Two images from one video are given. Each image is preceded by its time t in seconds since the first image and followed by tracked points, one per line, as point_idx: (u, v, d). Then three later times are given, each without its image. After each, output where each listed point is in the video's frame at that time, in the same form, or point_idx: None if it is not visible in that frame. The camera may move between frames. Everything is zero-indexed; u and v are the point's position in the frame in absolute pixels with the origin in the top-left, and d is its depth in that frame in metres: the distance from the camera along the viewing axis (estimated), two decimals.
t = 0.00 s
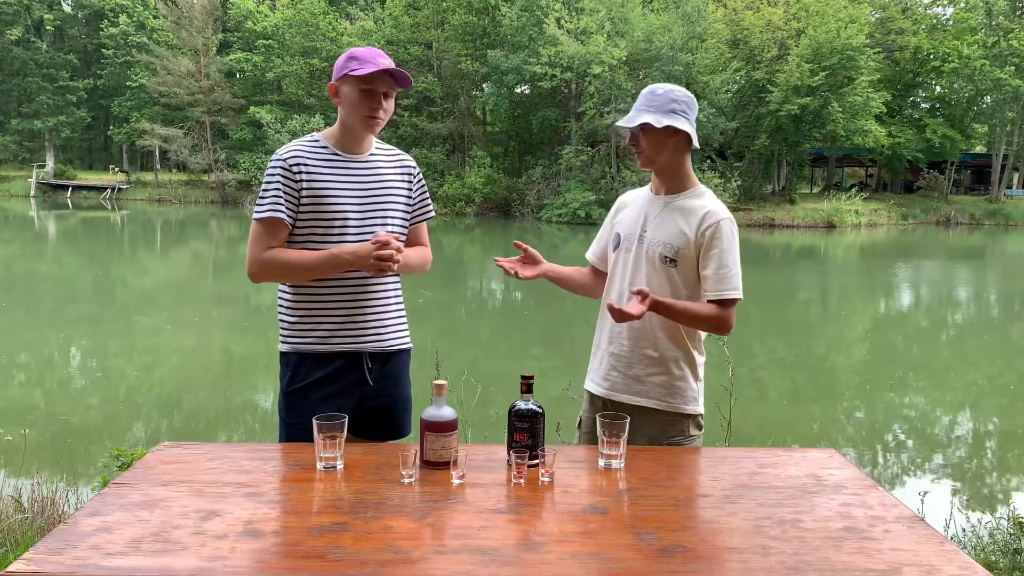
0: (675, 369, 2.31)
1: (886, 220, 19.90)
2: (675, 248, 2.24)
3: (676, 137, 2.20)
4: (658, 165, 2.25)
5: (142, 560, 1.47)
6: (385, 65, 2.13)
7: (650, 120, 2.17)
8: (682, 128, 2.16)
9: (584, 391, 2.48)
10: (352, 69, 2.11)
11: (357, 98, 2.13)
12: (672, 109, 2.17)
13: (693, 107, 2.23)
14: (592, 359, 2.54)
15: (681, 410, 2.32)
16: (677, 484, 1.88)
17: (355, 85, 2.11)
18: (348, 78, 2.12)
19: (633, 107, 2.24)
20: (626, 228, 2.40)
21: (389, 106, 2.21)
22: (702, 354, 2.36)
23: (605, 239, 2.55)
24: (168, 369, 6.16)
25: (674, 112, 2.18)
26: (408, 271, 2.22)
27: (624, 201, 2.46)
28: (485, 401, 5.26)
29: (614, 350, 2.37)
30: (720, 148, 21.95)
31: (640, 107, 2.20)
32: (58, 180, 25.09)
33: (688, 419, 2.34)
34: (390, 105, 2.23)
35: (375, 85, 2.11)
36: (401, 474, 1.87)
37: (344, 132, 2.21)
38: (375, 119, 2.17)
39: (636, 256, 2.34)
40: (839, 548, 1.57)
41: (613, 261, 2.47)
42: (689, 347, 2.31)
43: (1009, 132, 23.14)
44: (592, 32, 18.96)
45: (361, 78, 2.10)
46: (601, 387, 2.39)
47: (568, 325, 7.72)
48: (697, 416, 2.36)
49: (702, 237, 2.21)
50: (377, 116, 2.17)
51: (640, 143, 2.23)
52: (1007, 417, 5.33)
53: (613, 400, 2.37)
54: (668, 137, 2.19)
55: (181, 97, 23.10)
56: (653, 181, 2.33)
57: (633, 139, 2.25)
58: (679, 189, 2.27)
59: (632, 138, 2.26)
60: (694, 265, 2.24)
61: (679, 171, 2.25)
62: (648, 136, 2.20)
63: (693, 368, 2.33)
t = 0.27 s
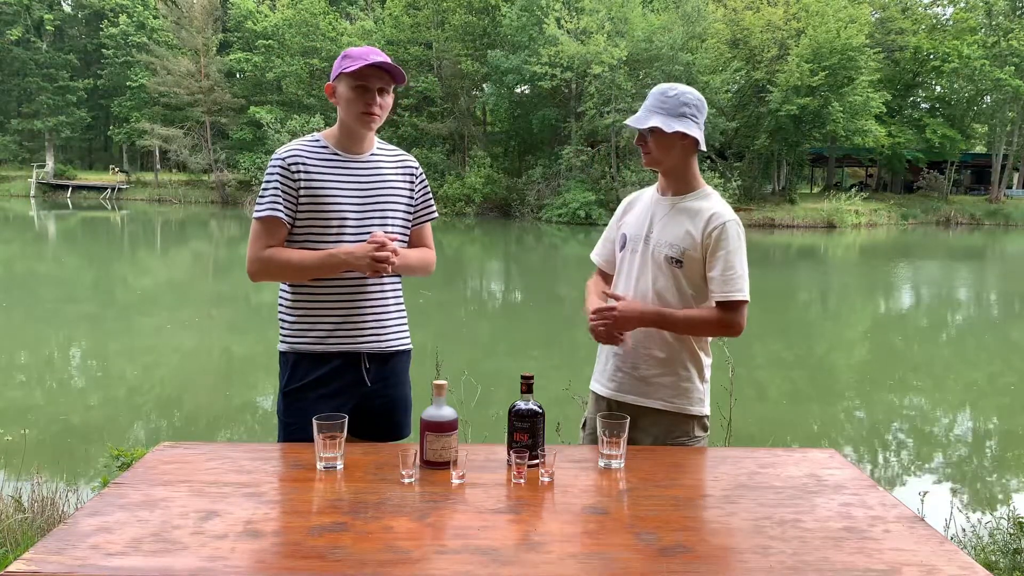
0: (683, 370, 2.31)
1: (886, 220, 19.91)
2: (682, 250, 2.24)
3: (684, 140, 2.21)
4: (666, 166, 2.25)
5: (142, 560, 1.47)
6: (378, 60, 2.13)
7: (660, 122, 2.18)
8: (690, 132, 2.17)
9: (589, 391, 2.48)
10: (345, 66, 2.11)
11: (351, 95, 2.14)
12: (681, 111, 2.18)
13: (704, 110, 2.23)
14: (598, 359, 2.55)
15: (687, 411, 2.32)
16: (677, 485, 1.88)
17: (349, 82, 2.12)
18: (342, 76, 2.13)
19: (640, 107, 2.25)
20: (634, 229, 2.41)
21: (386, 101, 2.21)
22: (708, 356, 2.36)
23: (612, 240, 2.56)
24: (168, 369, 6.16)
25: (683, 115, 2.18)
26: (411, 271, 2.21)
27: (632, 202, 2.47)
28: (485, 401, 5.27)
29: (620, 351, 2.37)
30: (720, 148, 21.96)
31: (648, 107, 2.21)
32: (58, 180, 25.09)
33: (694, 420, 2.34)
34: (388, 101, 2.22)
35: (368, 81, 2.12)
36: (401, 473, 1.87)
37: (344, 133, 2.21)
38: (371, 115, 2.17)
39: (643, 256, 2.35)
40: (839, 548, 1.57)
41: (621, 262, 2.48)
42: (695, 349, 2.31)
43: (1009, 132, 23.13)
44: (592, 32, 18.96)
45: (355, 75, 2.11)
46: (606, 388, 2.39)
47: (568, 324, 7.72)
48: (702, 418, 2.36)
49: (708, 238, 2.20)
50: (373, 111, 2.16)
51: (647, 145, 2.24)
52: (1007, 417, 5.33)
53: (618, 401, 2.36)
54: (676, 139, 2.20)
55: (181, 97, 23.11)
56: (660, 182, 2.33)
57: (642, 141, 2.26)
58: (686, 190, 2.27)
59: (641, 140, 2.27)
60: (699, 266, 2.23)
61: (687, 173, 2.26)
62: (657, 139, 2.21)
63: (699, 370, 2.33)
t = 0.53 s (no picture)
0: (691, 373, 2.31)
1: (886, 220, 19.92)
2: (688, 252, 2.24)
3: (692, 142, 2.21)
4: (671, 168, 2.26)
5: (141, 560, 1.47)
6: (366, 55, 2.13)
7: (669, 125, 2.18)
8: (699, 134, 2.18)
9: (596, 393, 2.48)
10: (337, 65, 2.13)
11: (344, 93, 2.15)
12: (688, 113, 2.19)
13: (712, 111, 2.24)
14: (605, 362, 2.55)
15: (695, 414, 2.32)
16: (677, 484, 1.89)
17: (341, 80, 2.13)
18: (335, 76, 2.14)
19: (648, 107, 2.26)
20: (640, 231, 2.41)
21: (381, 97, 2.21)
22: (715, 358, 2.36)
23: (619, 242, 2.56)
24: (168, 370, 6.16)
25: (691, 117, 2.19)
26: (414, 271, 2.21)
27: (638, 204, 2.48)
28: (485, 400, 5.27)
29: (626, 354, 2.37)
30: (720, 148, 21.97)
31: (655, 108, 2.22)
32: (58, 180, 25.09)
33: (700, 422, 2.34)
34: (383, 97, 2.22)
35: (360, 78, 2.13)
36: (401, 474, 1.87)
37: (344, 134, 2.20)
38: (366, 111, 2.17)
39: (650, 259, 2.35)
40: (839, 548, 1.57)
41: (628, 264, 2.48)
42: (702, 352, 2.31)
43: (1009, 131, 23.13)
44: (591, 32, 18.96)
45: (346, 73, 2.12)
46: (613, 389, 2.39)
47: (568, 325, 7.72)
48: (709, 420, 2.35)
49: (715, 240, 2.20)
50: (367, 107, 2.16)
51: (655, 147, 2.24)
52: (1007, 417, 5.33)
53: (624, 403, 2.36)
54: (682, 142, 2.21)
55: (182, 97, 23.10)
56: (666, 183, 2.33)
57: (649, 142, 2.26)
58: (693, 191, 2.27)
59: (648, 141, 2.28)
60: (706, 269, 2.24)
61: (694, 175, 2.26)
62: (664, 141, 2.22)
63: (707, 372, 2.33)
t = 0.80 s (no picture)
0: (696, 375, 2.31)
1: (886, 220, 19.92)
2: (694, 253, 2.24)
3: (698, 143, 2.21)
4: (677, 168, 2.26)
5: (141, 560, 1.47)
6: (364, 55, 2.13)
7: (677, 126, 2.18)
8: (707, 134, 2.18)
9: (600, 394, 2.49)
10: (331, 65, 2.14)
11: (342, 92, 2.15)
12: (695, 114, 2.19)
13: (718, 113, 2.24)
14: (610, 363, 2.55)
15: (699, 416, 2.32)
16: (677, 484, 1.88)
17: (339, 80, 2.14)
18: (333, 76, 2.14)
19: (654, 107, 2.26)
20: (645, 232, 2.40)
21: (379, 96, 2.21)
22: (720, 360, 2.36)
23: (624, 242, 2.55)
24: (168, 370, 6.15)
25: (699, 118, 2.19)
26: (415, 271, 2.22)
27: (642, 205, 2.48)
28: (485, 400, 5.26)
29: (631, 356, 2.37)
30: (720, 148, 21.96)
31: (662, 108, 2.22)
32: (58, 180, 25.09)
33: (704, 424, 2.34)
34: (381, 96, 2.22)
35: (357, 77, 2.13)
36: (401, 474, 1.87)
37: (342, 133, 2.20)
38: (365, 110, 2.17)
39: (655, 261, 2.34)
40: (839, 548, 1.57)
41: (633, 266, 2.47)
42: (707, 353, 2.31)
43: (1009, 131, 23.13)
44: (592, 31, 18.96)
45: (344, 74, 2.12)
46: (617, 391, 2.40)
47: (568, 325, 7.71)
48: (713, 421, 2.35)
49: (722, 241, 2.20)
50: (364, 107, 2.16)
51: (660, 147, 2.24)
52: (1007, 417, 5.33)
53: (629, 405, 2.37)
54: (687, 142, 2.21)
55: (182, 97, 23.10)
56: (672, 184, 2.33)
57: (655, 142, 2.26)
58: (698, 192, 2.27)
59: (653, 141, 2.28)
60: (712, 271, 2.24)
61: (700, 176, 2.26)
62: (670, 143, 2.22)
63: (712, 374, 2.33)
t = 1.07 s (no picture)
0: (699, 376, 2.31)
1: (886, 220, 19.92)
2: (698, 255, 2.24)
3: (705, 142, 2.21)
4: (682, 168, 2.26)
5: (141, 560, 1.47)
6: (381, 65, 2.11)
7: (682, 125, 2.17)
8: (711, 132, 2.18)
9: (603, 395, 2.49)
10: (347, 69, 2.10)
11: (353, 98, 2.13)
12: (700, 113, 2.18)
13: (722, 112, 2.24)
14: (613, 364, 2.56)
15: (703, 418, 2.32)
16: (677, 485, 1.88)
17: (353, 85, 2.11)
18: (344, 79, 2.11)
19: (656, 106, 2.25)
20: (648, 234, 2.40)
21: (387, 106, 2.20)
22: (722, 361, 2.36)
23: (626, 243, 2.55)
24: (168, 370, 6.15)
25: (706, 116, 2.18)
26: (413, 271, 2.22)
27: (645, 205, 2.47)
28: (485, 400, 5.27)
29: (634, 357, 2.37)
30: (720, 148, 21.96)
31: (665, 107, 2.21)
32: (58, 180, 25.08)
33: (707, 425, 2.34)
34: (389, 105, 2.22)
35: (373, 86, 2.11)
36: (401, 474, 1.87)
37: (341, 133, 2.20)
38: (375, 119, 2.16)
39: (658, 262, 2.35)
40: (839, 548, 1.57)
41: (636, 267, 2.47)
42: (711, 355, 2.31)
43: (1009, 131, 23.13)
44: (592, 32, 18.96)
45: (359, 81, 2.09)
46: (620, 392, 2.40)
47: (568, 325, 7.71)
48: (716, 423, 2.35)
49: (726, 242, 2.20)
50: (376, 116, 2.16)
51: (665, 146, 2.23)
52: (1007, 417, 5.32)
53: (631, 406, 2.37)
54: (693, 141, 2.21)
55: (182, 97, 23.09)
56: (675, 184, 2.33)
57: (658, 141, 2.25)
58: (702, 192, 2.27)
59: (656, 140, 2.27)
60: (715, 272, 2.24)
61: (704, 176, 2.26)
62: (676, 141, 2.21)
63: (715, 376, 2.33)
